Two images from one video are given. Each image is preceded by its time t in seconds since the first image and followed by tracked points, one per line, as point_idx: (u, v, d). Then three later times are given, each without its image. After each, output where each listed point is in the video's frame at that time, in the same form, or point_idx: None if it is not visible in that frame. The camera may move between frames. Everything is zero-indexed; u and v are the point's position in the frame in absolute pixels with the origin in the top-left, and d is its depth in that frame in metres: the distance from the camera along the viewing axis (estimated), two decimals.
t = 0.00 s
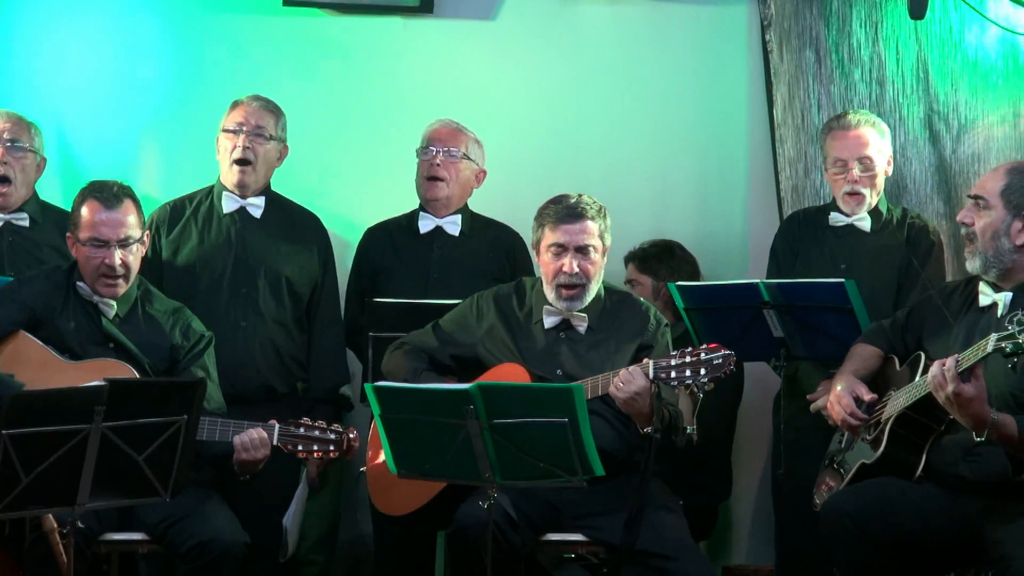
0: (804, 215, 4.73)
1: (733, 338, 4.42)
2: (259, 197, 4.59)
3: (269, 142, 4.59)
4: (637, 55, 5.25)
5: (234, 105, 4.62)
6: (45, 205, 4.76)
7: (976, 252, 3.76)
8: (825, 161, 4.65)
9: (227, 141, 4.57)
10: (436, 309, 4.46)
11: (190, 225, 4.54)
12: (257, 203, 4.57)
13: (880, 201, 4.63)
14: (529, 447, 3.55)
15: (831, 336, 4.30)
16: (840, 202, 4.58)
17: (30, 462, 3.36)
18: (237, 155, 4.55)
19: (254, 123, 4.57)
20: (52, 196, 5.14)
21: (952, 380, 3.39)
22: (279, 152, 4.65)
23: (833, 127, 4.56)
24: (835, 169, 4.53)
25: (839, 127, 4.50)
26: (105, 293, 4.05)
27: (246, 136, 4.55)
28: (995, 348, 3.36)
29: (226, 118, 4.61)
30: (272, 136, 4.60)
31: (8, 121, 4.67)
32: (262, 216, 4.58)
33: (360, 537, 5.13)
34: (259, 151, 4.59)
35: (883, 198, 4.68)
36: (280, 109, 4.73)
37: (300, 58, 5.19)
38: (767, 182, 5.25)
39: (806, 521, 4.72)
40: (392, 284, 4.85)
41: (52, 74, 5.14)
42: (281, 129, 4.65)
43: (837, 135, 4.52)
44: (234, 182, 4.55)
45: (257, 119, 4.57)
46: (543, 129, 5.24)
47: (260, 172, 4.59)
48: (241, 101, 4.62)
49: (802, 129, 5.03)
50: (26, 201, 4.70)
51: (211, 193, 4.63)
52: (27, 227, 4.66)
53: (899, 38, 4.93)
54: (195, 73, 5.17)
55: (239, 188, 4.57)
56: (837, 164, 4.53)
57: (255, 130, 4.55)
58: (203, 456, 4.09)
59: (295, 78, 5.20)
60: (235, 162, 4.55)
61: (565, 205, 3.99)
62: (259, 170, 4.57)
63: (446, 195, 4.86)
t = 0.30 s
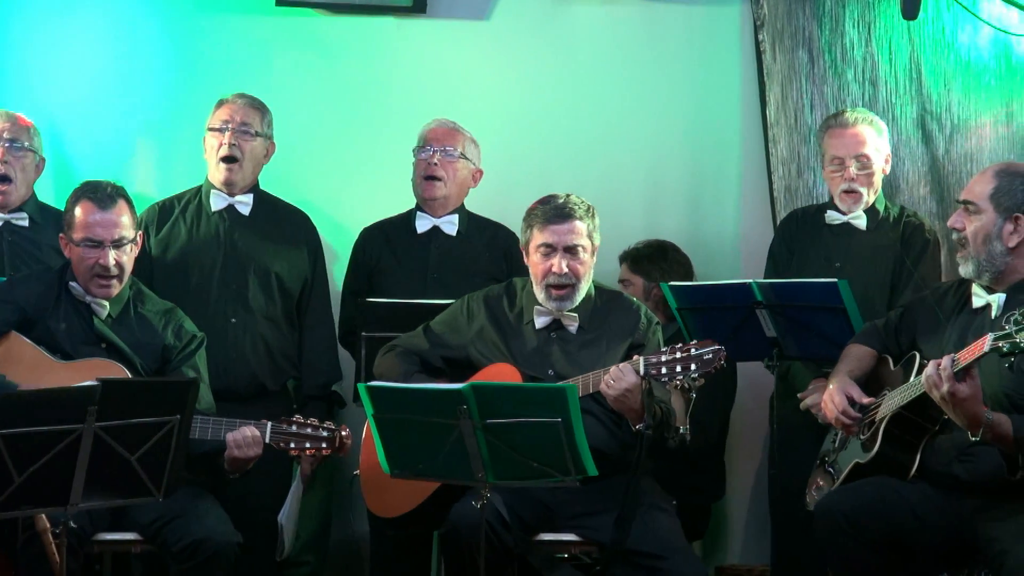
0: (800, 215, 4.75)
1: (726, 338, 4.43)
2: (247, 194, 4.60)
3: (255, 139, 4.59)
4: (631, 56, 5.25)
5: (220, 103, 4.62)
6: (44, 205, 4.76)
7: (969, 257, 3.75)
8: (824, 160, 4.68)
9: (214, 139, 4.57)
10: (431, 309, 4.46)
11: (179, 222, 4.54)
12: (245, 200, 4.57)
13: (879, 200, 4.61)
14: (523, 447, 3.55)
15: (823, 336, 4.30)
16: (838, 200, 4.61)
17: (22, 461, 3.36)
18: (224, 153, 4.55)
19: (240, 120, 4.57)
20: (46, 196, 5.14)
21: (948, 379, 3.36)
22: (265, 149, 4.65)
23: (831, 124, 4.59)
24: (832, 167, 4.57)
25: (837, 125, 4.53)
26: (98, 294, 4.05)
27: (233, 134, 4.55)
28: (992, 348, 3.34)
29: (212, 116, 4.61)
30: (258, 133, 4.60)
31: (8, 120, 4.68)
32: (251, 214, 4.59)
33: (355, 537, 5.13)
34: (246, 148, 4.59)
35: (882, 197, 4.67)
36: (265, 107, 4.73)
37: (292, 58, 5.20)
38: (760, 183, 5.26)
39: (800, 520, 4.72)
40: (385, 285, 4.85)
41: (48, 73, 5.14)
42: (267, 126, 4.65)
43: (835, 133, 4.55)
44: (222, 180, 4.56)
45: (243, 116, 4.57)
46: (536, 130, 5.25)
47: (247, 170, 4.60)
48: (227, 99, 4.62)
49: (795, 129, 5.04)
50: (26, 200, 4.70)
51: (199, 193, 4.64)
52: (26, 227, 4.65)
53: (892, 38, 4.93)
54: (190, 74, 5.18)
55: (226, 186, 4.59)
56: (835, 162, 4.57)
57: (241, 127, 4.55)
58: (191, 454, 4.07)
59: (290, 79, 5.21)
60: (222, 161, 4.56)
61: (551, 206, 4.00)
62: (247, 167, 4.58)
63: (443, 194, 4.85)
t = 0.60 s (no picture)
0: (791, 217, 4.77)
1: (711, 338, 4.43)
2: (230, 194, 4.61)
3: (238, 140, 4.58)
4: (616, 56, 5.25)
5: (203, 103, 4.61)
6: (21, 203, 4.76)
7: (975, 272, 3.63)
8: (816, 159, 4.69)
9: (196, 140, 4.56)
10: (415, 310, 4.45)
11: (162, 221, 4.56)
12: (229, 201, 4.57)
13: (871, 199, 4.61)
14: (508, 447, 3.54)
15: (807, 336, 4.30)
16: (830, 199, 4.61)
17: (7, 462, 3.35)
18: (207, 154, 4.55)
19: (222, 120, 4.56)
20: (29, 196, 5.13)
21: (933, 380, 3.34)
22: (248, 149, 4.64)
23: (824, 124, 4.59)
24: (825, 167, 4.57)
25: (830, 124, 4.53)
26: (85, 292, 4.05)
27: (216, 134, 4.55)
28: (979, 348, 3.30)
29: (195, 116, 4.60)
30: (241, 134, 4.59)
31: None
32: (234, 214, 4.59)
33: (340, 536, 5.13)
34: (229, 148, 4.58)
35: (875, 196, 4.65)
36: (248, 106, 4.72)
37: (277, 58, 5.19)
38: (746, 182, 5.27)
39: (784, 520, 4.73)
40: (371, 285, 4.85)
41: (31, 73, 5.13)
42: (250, 126, 4.63)
43: (828, 133, 4.54)
44: (206, 180, 4.56)
45: (226, 117, 4.56)
46: (522, 129, 5.24)
47: (230, 170, 4.59)
48: (209, 99, 4.61)
49: (781, 129, 5.04)
50: (3, 198, 4.69)
51: (182, 193, 4.64)
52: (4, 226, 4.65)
53: (878, 38, 4.93)
54: (173, 74, 5.17)
55: (209, 186, 4.59)
56: (827, 161, 4.56)
57: (223, 128, 4.54)
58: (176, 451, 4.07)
59: (275, 78, 5.20)
60: (206, 162, 4.55)
61: (535, 205, 4.00)
62: (230, 168, 4.57)
63: (431, 194, 4.85)
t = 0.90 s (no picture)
0: (783, 217, 4.80)
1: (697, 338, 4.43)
2: (213, 192, 4.61)
3: (220, 137, 4.58)
4: (604, 56, 5.25)
5: (183, 102, 4.61)
6: None
7: (957, 273, 3.62)
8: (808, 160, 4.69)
9: (178, 139, 4.57)
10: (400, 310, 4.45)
11: (147, 220, 4.56)
12: (212, 198, 4.58)
13: (864, 200, 4.59)
14: (495, 447, 3.53)
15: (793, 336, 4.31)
16: (823, 200, 4.61)
17: None
18: (189, 152, 4.55)
19: (203, 118, 4.56)
20: (14, 198, 5.13)
21: (917, 380, 3.32)
22: (230, 146, 4.64)
23: (815, 124, 4.59)
24: (817, 167, 4.58)
25: (822, 125, 4.53)
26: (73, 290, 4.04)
27: (197, 132, 4.55)
28: (963, 350, 3.30)
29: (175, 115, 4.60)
30: (223, 131, 4.59)
31: None
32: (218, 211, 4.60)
33: (326, 536, 5.15)
34: (211, 146, 4.59)
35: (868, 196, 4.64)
36: (229, 103, 4.72)
37: (264, 58, 5.19)
38: (733, 183, 5.28)
39: (769, 518, 4.74)
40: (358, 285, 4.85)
41: (17, 74, 5.13)
42: (231, 122, 4.64)
43: (820, 133, 4.55)
44: (188, 178, 4.56)
45: (207, 115, 4.56)
46: (508, 130, 5.25)
47: (213, 167, 4.60)
48: (189, 98, 4.61)
49: (767, 130, 5.06)
50: None
51: (165, 192, 4.65)
52: None
53: (864, 38, 4.95)
54: (159, 74, 5.17)
55: (193, 183, 4.59)
56: (818, 162, 4.57)
57: (205, 126, 4.55)
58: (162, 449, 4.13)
59: (261, 78, 5.20)
60: (188, 160, 4.55)
61: (522, 205, 3.99)
62: (213, 165, 4.58)
63: (418, 195, 4.84)
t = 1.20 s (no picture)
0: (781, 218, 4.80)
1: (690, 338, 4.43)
2: (201, 190, 4.62)
3: (206, 135, 4.58)
4: (597, 55, 5.26)
5: (167, 101, 4.61)
6: None
7: (943, 276, 3.63)
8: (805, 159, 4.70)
9: (164, 139, 4.57)
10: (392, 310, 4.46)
11: (138, 220, 4.56)
12: (202, 196, 4.59)
13: (861, 200, 4.60)
14: (489, 446, 3.52)
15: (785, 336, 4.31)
16: (821, 200, 4.61)
17: None
18: (176, 152, 4.54)
19: (189, 117, 4.56)
20: (8, 200, 5.14)
21: (907, 383, 3.31)
22: (216, 144, 4.64)
23: (812, 125, 4.59)
24: (814, 167, 4.58)
25: (818, 125, 4.54)
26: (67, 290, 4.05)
27: (184, 132, 4.55)
28: (957, 350, 3.28)
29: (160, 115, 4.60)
30: (209, 129, 4.59)
31: None
32: (209, 211, 4.60)
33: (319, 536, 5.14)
34: (197, 145, 4.59)
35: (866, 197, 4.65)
36: (215, 102, 4.72)
37: (257, 59, 5.19)
38: (725, 182, 5.29)
39: (761, 518, 4.74)
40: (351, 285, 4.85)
41: (11, 76, 5.13)
42: (217, 120, 4.63)
43: (816, 134, 4.56)
44: (176, 177, 4.56)
45: (193, 113, 4.56)
46: (501, 130, 5.25)
47: (200, 166, 4.60)
48: (175, 97, 4.61)
49: (760, 129, 5.05)
50: None
51: (153, 193, 4.65)
52: None
53: (857, 38, 4.95)
54: (151, 76, 5.17)
55: (181, 183, 4.59)
56: (816, 162, 4.58)
57: (191, 125, 4.55)
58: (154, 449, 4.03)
59: (254, 78, 5.21)
60: (175, 160, 4.55)
61: (515, 205, 3.99)
62: (200, 164, 4.58)
63: (411, 196, 4.84)
